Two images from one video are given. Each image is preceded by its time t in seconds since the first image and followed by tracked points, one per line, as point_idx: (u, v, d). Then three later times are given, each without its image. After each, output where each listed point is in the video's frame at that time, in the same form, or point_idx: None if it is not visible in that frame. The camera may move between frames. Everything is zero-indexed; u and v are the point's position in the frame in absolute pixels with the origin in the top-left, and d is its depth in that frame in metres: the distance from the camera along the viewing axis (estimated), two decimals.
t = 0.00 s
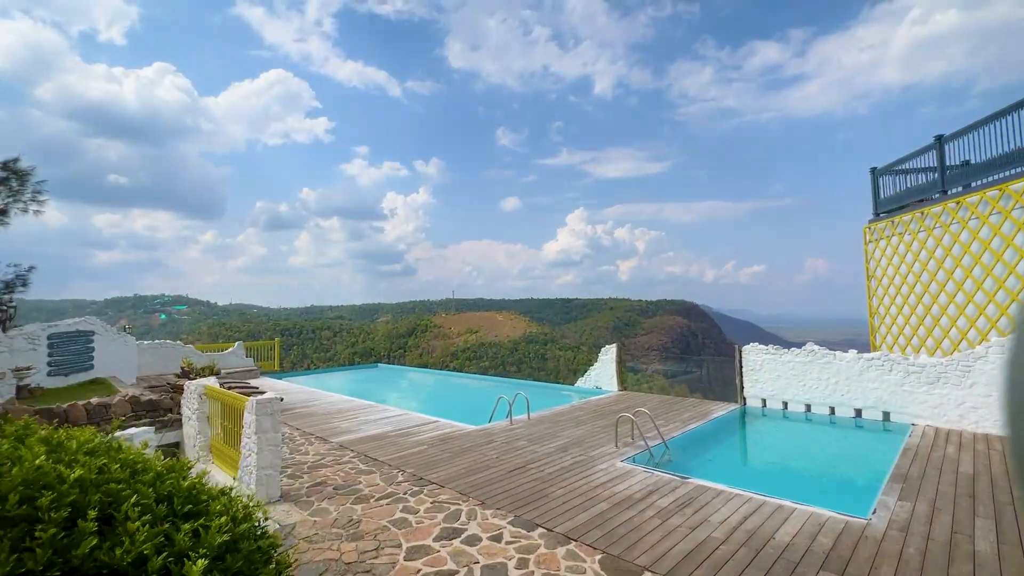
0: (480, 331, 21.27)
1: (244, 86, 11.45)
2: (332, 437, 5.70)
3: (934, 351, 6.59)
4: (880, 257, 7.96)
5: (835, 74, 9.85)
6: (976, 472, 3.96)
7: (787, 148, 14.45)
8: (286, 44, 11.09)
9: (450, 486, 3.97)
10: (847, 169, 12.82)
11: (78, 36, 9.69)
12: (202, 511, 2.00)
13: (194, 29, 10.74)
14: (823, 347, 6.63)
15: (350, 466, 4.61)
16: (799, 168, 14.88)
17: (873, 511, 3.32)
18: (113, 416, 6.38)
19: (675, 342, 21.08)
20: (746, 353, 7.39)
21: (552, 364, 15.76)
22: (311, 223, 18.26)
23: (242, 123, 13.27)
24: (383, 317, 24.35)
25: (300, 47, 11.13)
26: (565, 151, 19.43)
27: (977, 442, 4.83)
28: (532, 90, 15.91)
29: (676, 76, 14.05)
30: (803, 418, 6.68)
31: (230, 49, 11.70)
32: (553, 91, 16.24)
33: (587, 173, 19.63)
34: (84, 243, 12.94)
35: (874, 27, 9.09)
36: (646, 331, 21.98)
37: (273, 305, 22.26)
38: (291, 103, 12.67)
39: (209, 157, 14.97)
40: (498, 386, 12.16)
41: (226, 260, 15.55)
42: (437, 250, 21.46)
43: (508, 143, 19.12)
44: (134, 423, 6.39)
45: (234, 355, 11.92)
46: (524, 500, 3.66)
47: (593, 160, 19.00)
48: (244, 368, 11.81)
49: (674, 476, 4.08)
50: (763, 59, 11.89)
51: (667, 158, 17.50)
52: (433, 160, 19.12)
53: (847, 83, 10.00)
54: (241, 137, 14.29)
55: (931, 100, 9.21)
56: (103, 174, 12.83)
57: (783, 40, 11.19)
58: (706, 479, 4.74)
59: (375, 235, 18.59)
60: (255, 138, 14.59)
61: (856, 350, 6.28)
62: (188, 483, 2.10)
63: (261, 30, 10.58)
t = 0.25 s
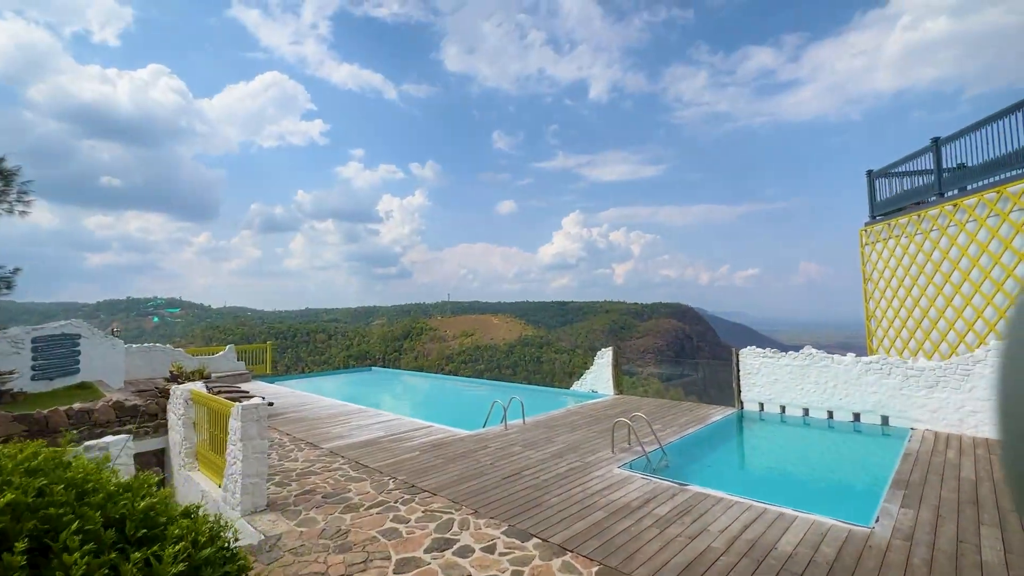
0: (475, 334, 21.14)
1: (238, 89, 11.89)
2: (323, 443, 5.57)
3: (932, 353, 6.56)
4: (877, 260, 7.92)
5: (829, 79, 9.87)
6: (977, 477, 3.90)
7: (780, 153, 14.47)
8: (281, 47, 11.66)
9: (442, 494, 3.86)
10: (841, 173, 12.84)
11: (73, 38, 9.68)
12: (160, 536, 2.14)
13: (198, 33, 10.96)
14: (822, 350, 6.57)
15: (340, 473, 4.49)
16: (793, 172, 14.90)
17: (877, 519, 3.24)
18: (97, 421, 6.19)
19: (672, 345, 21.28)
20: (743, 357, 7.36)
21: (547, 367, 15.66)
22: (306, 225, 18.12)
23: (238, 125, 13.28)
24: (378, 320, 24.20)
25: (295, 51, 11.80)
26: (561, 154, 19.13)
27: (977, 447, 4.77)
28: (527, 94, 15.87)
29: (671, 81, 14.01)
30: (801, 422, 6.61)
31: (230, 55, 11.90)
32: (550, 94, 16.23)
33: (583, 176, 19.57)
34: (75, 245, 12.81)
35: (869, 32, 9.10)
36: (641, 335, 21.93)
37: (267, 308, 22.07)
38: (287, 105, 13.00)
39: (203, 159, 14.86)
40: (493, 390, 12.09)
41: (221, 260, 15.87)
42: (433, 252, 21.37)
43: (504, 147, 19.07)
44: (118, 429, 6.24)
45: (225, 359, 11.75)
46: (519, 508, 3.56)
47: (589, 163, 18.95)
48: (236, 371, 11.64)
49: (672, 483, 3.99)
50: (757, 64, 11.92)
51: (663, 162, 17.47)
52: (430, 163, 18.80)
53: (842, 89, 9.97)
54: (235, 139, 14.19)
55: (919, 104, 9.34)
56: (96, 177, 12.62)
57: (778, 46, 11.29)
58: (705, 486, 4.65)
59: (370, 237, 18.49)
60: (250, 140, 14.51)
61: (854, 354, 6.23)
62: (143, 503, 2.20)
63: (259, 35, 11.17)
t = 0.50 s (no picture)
0: (466, 338, 21.00)
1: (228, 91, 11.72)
2: (307, 451, 5.41)
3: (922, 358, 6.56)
4: (866, 265, 7.93)
5: (817, 86, 9.95)
6: (971, 485, 3.86)
7: (769, 158, 14.59)
8: (271, 49, 11.61)
9: (429, 506, 3.74)
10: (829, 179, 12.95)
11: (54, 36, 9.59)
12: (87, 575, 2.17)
13: (183, 32, 10.74)
14: (813, 355, 6.54)
15: (323, 484, 4.34)
16: (782, 178, 15.01)
17: (872, 529, 3.18)
18: (70, 430, 5.91)
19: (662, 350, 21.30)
20: (735, 362, 7.24)
21: (538, 371, 15.58)
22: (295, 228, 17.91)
23: (225, 128, 13.11)
24: (368, 324, 23.95)
25: (286, 53, 11.78)
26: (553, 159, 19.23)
27: (968, 453, 4.75)
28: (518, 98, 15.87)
29: (662, 87, 14.08)
30: (793, 428, 6.58)
31: (217, 53, 11.75)
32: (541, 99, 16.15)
33: (574, 181, 19.60)
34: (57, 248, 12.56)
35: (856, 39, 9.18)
36: (631, 338, 21.92)
37: (255, 312, 21.74)
38: (278, 107, 12.95)
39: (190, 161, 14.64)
40: (484, 395, 11.97)
41: (209, 263, 15.70)
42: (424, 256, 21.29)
43: (495, 150, 18.90)
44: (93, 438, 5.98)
45: (210, 364, 11.49)
46: (508, 520, 3.46)
47: (580, 168, 18.87)
48: (220, 377, 11.39)
49: (665, 492, 3.91)
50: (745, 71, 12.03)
51: (654, 167, 17.56)
52: (421, 166, 18.66)
53: (828, 96, 10.14)
54: (223, 142, 14.01)
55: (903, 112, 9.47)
56: (81, 177, 12.57)
57: (765, 53, 11.43)
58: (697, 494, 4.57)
59: (360, 241, 18.33)
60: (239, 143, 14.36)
61: (845, 359, 6.21)
62: (74, 540, 2.22)
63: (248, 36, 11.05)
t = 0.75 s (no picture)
0: (456, 341, 20.76)
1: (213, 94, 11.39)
2: (287, 459, 5.25)
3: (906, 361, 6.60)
4: (852, 269, 7.98)
5: (800, 94, 10.17)
6: (958, 490, 3.84)
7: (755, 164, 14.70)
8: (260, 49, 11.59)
9: (410, 517, 3.62)
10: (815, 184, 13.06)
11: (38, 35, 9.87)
12: None
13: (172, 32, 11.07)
14: (800, 359, 6.54)
15: (301, 494, 4.20)
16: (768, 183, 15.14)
17: (861, 537, 3.13)
18: (36, 440, 5.64)
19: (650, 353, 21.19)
20: (722, 367, 7.27)
21: (528, 375, 15.48)
22: (281, 231, 17.56)
23: (213, 129, 12.97)
24: (357, 328, 23.65)
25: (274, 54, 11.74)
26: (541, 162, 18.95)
27: (954, 457, 4.75)
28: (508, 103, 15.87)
29: (650, 91, 14.02)
30: (780, 432, 6.56)
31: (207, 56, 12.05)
32: (530, 103, 15.99)
33: (563, 185, 19.59)
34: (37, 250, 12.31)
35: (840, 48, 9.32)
36: (620, 342, 21.90)
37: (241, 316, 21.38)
38: (265, 110, 12.49)
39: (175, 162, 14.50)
40: (472, 399, 11.86)
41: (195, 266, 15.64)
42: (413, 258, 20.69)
43: (485, 155, 18.72)
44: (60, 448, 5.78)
45: (190, 370, 11.22)
46: (491, 531, 3.35)
47: (569, 172, 18.92)
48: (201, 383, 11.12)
49: (652, 501, 3.83)
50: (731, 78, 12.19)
51: (642, 172, 17.64)
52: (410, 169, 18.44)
53: (814, 103, 10.09)
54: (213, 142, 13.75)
55: (885, 121, 9.42)
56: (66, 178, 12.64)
57: (751, 60, 11.58)
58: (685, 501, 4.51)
59: (348, 244, 18.10)
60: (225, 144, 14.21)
61: (832, 363, 6.21)
62: None
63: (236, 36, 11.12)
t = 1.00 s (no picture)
0: (440, 346, 20.50)
1: (193, 94, 11.60)
2: (256, 469, 5.05)
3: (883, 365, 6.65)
4: (831, 273, 8.05)
5: (781, 102, 10.62)
6: (935, 495, 3.83)
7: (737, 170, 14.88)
8: (244, 51, 11.59)
9: (380, 529, 3.47)
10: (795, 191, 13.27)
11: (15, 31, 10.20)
12: None
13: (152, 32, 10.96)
14: (780, 363, 6.55)
15: (268, 507, 4.01)
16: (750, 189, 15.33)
17: (841, 545, 3.08)
18: None
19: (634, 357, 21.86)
20: (704, 370, 7.24)
21: (512, 379, 15.40)
22: (265, 235, 17.15)
23: (192, 129, 13.11)
24: (340, 333, 23.23)
25: (257, 55, 11.65)
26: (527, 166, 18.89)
27: (931, 461, 4.76)
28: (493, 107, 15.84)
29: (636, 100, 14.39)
30: (761, 437, 6.56)
31: (184, 53, 11.76)
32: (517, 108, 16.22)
33: (548, 190, 19.59)
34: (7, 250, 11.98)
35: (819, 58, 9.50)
36: (604, 346, 21.89)
37: (221, 321, 20.85)
38: (248, 112, 12.61)
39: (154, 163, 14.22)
40: (456, 405, 11.70)
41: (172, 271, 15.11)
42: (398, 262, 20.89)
43: (471, 159, 18.78)
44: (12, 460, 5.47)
45: (162, 376, 10.86)
46: (464, 544, 3.22)
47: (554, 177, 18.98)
48: (173, 389, 10.77)
49: (631, 509, 3.74)
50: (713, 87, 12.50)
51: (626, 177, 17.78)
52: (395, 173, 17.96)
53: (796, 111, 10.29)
54: (191, 144, 13.91)
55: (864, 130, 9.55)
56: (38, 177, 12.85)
57: (732, 69, 11.87)
58: (665, 509, 4.43)
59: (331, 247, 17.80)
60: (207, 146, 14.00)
61: (812, 367, 6.23)
62: None
63: (219, 37, 10.92)
